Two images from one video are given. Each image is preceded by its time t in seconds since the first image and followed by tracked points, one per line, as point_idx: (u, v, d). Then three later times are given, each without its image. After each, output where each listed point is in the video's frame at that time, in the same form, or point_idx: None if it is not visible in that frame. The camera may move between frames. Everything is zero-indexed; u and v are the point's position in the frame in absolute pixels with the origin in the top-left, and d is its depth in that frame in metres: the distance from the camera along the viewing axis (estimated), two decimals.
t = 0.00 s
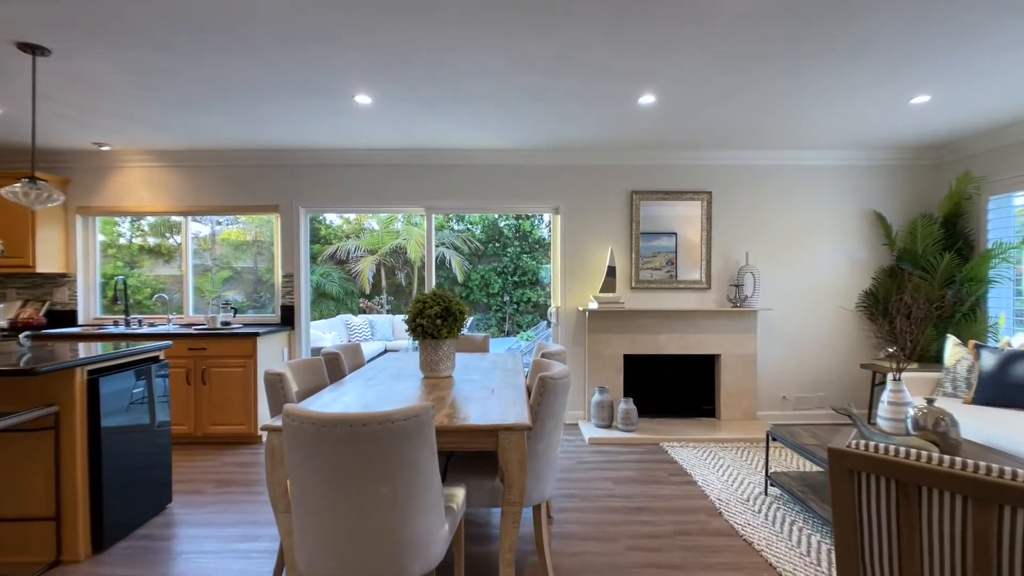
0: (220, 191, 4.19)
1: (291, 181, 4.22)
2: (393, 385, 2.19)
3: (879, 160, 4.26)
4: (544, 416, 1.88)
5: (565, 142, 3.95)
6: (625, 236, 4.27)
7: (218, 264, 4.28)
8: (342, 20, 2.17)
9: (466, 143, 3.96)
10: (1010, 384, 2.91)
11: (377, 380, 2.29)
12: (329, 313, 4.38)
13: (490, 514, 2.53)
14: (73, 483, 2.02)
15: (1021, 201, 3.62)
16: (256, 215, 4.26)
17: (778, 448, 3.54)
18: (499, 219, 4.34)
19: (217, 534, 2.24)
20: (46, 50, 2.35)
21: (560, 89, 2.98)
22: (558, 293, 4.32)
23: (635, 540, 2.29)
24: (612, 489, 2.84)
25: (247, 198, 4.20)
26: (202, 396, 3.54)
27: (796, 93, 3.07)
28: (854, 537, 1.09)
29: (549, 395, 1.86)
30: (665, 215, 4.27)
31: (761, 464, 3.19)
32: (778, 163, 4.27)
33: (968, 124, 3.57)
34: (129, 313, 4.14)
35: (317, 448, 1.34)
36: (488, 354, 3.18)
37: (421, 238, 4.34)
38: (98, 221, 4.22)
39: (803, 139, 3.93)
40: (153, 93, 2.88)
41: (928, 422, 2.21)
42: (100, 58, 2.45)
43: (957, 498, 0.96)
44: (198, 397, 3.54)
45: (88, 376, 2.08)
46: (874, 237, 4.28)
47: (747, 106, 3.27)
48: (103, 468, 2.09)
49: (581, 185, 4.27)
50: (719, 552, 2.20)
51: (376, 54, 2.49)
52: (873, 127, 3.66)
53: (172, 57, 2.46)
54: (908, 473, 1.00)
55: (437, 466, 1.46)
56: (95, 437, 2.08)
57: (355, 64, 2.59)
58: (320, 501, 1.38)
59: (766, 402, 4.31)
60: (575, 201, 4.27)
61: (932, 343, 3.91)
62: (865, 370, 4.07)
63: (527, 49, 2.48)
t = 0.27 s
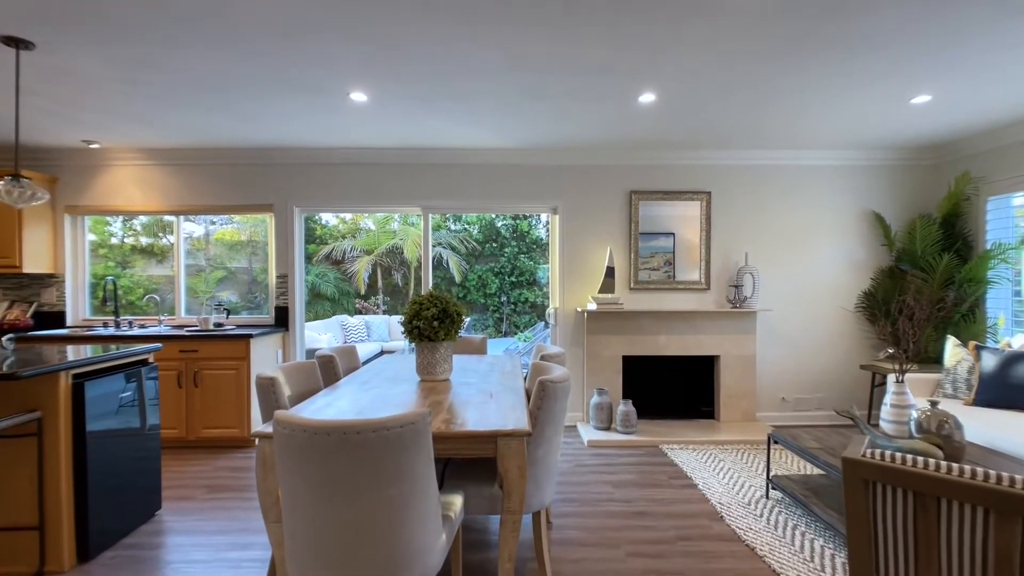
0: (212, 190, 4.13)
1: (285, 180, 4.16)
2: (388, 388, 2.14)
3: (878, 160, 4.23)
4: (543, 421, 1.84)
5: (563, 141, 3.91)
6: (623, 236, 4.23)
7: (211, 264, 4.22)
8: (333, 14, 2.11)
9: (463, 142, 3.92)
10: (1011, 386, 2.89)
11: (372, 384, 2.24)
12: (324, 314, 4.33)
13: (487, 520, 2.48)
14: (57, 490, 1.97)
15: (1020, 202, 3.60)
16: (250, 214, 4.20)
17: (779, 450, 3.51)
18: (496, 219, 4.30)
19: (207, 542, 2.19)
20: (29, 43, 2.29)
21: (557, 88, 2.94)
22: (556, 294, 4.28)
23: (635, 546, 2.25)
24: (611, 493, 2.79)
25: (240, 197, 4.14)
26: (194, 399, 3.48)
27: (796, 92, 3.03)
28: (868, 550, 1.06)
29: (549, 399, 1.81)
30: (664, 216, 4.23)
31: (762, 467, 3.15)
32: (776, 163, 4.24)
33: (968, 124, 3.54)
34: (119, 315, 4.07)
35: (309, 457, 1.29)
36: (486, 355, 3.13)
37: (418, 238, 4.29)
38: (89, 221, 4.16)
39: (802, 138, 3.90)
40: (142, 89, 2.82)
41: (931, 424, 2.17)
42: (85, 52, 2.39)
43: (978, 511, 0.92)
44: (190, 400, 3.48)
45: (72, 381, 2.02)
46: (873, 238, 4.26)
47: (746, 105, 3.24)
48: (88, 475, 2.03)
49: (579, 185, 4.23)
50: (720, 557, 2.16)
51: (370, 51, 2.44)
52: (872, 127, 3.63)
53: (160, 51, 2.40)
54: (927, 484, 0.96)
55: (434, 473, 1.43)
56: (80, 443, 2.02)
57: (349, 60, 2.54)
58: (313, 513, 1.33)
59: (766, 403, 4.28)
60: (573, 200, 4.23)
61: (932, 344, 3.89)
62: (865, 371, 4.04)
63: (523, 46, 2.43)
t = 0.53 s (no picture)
0: (200, 189, 4.05)
1: (274, 179, 4.09)
2: (381, 391, 2.10)
3: (871, 160, 4.23)
4: (540, 425, 1.80)
5: (556, 140, 3.88)
6: (617, 236, 4.21)
7: (199, 264, 4.15)
8: (322, 8, 2.06)
9: (456, 140, 3.87)
10: (1003, 386, 2.88)
11: (364, 387, 2.19)
12: (314, 314, 4.26)
13: (482, 525, 2.44)
14: (33, 498, 1.89)
15: (1010, 202, 3.61)
16: (239, 213, 4.12)
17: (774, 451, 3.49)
18: (488, 219, 4.26)
19: (192, 551, 2.13)
20: (5, 35, 2.21)
21: (551, 85, 2.90)
22: (549, 294, 4.25)
23: (631, 549, 2.21)
24: (606, 496, 2.76)
25: (228, 196, 4.07)
26: (180, 402, 3.41)
27: (790, 92, 3.02)
28: (877, 559, 1.03)
29: (546, 402, 1.78)
30: (657, 216, 4.21)
31: (757, 468, 3.13)
32: (770, 163, 4.23)
33: (960, 126, 3.55)
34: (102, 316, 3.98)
35: (298, 464, 1.25)
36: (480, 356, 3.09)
37: (410, 238, 4.24)
38: (71, 219, 4.06)
39: (795, 139, 3.89)
40: (124, 83, 2.74)
41: (927, 424, 2.12)
42: (64, 45, 2.32)
43: (992, 519, 0.89)
44: (176, 403, 3.41)
45: (50, 384, 1.95)
46: (866, 238, 4.26)
47: (740, 105, 3.22)
48: (66, 481, 1.96)
49: (573, 184, 4.20)
50: (718, 560, 2.13)
51: (360, 46, 2.39)
52: (865, 128, 3.63)
53: (143, 45, 2.33)
54: (939, 490, 0.93)
55: (427, 480, 1.38)
56: (57, 449, 1.94)
57: (339, 56, 2.48)
58: (301, 521, 1.29)
59: (759, 403, 4.27)
60: (567, 199, 4.19)
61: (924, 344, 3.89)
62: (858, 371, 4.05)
63: (517, 43, 2.39)
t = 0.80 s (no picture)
0: (179, 186, 3.96)
1: (256, 177, 4.01)
2: (366, 393, 2.05)
3: (855, 160, 4.27)
4: (530, 427, 1.77)
5: (544, 138, 3.85)
6: (605, 236, 4.20)
7: (179, 263, 4.05)
8: (304, 3, 2.01)
9: (442, 138, 3.83)
10: (984, 383, 2.87)
11: (349, 388, 2.14)
12: (298, 315, 4.19)
13: (470, 527, 2.40)
14: None
15: (990, 202, 3.67)
16: (220, 212, 4.03)
17: (761, 449, 3.51)
18: (475, 218, 4.22)
19: (170, 559, 2.06)
20: None
21: (539, 84, 2.88)
22: (537, 294, 4.22)
23: (621, 551, 2.19)
24: (594, 496, 2.75)
25: (209, 193, 3.98)
26: (158, 405, 3.32)
27: (776, 93, 3.03)
28: (872, 560, 1.01)
29: (536, 403, 1.75)
30: (645, 215, 4.21)
31: (745, 467, 3.14)
32: (756, 163, 4.25)
33: (941, 128, 3.60)
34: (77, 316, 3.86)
35: (281, 470, 1.20)
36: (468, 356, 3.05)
37: (395, 237, 4.18)
38: (44, 217, 3.93)
39: (780, 139, 3.91)
40: (98, 76, 2.65)
41: (911, 422, 2.11)
42: (34, 37, 2.23)
43: (989, 518, 0.88)
44: (154, 406, 3.32)
45: (18, 388, 1.86)
46: (850, 238, 4.30)
47: (727, 105, 3.22)
48: (36, 489, 1.88)
49: (560, 183, 4.18)
50: (708, 560, 2.12)
51: (345, 42, 2.34)
52: (849, 128, 3.66)
53: (118, 38, 2.26)
54: (936, 489, 0.92)
55: (415, 485, 1.35)
56: (26, 455, 1.86)
57: (322, 52, 2.43)
58: (283, 530, 1.24)
59: (746, 402, 4.29)
60: (555, 198, 4.17)
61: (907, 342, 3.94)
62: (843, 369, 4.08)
63: (505, 40, 2.35)
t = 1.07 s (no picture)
0: (152, 184, 3.84)
1: (233, 174, 3.91)
2: (348, 395, 2.00)
3: (834, 162, 4.33)
4: (515, 428, 1.75)
5: (528, 137, 3.83)
6: (588, 236, 4.20)
7: (153, 263, 3.93)
8: None
9: (425, 137, 3.78)
10: (959, 380, 2.92)
11: (330, 391, 2.09)
12: (278, 316, 4.10)
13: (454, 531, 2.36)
14: None
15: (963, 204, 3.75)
16: (195, 210, 3.93)
17: (743, 448, 3.53)
18: (457, 218, 4.18)
19: (142, 569, 1.99)
20: None
21: (523, 82, 2.85)
22: (521, 294, 4.20)
23: (607, 552, 2.18)
24: (579, 497, 2.73)
25: (184, 191, 3.87)
26: (130, 410, 3.22)
27: (758, 95, 3.06)
28: (862, 560, 1.01)
29: (522, 404, 1.73)
30: (628, 216, 4.21)
31: (728, 466, 3.16)
32: (737, 164, 4.29)
33: (916, 131, 3.67)
34: (44, 318, 3.72)
35: (259, 476, 1.15)
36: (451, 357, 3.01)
37: (376, 237, 4.12)
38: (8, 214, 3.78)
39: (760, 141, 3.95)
40: (66, 68, 2.55)
41: (890, 420, 2.13)
42: None
43: (979, 517, 0.88)
44: (125, 411, 3.21)
45: None
46: (828, 239, 4.37)
47: (709, 106, 3.24)
48: None
49: (543, 182, 4.17)
50: (693, 560, 2.12)
51: (326, 36, 2.29)
52: (828, 131, 3.71)
53: (86, 28, 2.17)
54: (927, 488, 0.92)
55: (399, 489, 1.31)
56: None
57: (302, 46, 2.37)
58: (262, 539, 1.19)
59: (728, 401, 4.32)
60: (538, 197, 4.16)
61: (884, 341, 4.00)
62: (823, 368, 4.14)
63: (489, 37, 2.32)
